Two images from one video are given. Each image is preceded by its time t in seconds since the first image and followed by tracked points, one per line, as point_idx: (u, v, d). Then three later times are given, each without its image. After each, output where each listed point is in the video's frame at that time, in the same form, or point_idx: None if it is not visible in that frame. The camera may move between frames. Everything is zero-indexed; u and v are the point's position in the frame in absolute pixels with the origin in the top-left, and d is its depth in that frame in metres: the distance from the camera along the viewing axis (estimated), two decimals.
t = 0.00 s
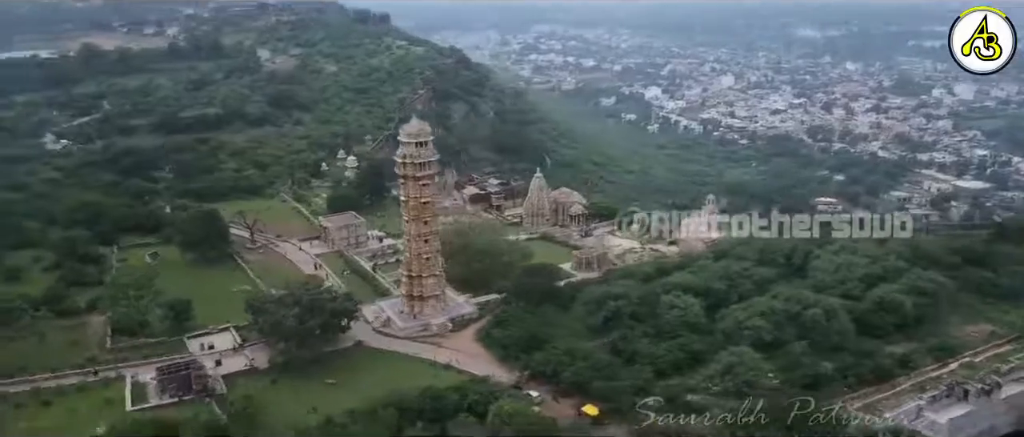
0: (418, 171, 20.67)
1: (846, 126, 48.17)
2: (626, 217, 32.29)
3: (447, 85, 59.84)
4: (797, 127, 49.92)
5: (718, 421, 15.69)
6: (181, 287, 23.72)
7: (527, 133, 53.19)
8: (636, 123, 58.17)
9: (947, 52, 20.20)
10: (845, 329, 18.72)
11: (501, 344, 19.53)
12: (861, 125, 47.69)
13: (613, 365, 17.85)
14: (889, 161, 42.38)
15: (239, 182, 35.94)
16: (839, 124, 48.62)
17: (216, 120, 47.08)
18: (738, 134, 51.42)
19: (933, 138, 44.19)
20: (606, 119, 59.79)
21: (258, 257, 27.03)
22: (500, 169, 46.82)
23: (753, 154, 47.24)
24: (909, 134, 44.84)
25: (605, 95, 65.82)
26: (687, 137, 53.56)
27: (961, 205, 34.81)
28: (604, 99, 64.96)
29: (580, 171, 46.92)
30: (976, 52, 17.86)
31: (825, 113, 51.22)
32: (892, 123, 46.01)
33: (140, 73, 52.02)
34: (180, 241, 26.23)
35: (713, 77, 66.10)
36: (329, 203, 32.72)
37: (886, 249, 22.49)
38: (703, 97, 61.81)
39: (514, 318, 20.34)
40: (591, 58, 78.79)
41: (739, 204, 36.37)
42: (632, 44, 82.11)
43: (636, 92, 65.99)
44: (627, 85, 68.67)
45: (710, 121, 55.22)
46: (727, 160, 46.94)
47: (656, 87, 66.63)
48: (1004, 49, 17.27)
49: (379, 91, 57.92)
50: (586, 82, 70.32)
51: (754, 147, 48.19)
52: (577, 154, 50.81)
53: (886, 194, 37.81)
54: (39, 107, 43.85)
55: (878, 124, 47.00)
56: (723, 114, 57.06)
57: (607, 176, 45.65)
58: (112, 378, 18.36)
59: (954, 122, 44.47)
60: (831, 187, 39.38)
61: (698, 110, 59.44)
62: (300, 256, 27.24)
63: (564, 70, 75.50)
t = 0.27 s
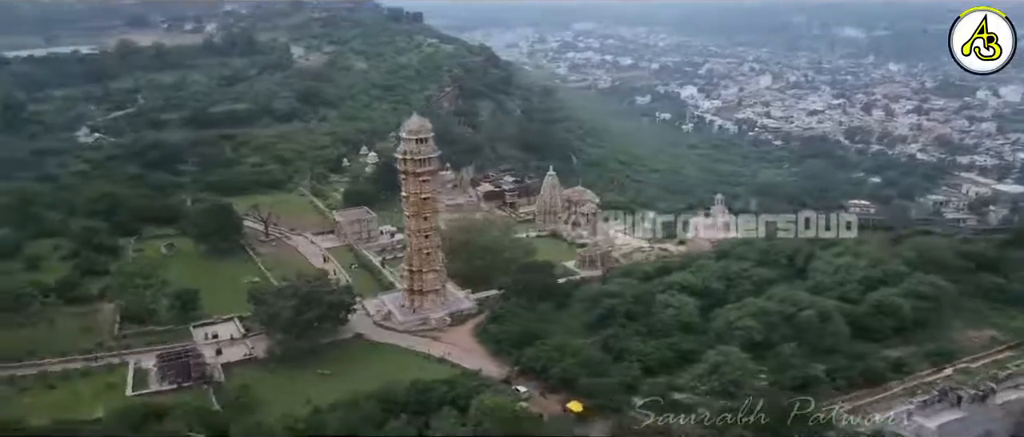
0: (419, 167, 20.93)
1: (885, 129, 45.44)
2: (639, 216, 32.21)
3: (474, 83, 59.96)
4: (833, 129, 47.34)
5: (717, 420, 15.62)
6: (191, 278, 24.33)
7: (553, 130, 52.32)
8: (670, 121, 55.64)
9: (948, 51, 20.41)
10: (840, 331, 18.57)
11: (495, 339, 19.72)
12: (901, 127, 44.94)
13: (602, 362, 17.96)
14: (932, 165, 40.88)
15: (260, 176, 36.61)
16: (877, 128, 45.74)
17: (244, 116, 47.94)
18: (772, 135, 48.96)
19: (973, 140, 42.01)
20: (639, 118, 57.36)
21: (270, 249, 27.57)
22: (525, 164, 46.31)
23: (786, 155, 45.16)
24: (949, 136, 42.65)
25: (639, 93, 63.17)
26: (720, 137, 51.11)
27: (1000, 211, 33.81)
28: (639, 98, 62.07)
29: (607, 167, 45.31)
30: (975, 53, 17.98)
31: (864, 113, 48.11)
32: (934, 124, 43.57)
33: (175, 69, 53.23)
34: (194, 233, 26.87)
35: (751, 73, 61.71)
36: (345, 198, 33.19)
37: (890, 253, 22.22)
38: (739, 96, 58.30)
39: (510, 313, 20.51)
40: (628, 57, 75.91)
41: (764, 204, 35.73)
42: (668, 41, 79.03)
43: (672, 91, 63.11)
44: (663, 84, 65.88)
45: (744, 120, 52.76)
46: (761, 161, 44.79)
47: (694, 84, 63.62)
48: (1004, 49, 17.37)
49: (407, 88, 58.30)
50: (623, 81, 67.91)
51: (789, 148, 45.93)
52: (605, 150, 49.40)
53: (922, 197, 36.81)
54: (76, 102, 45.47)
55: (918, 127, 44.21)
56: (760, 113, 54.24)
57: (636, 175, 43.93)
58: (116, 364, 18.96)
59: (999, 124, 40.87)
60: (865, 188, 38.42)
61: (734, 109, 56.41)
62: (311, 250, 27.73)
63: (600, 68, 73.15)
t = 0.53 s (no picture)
0: (421, 163, 21.22)
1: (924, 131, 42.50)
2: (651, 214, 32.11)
3: (501, 81, 60.01)
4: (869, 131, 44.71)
5: (718, 421, 15.60)
6: (203, 269, 24.93)
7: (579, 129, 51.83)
8: (705, 121, 53.90)
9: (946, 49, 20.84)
10: (835, 333, 18.44)
11: (491, 334, 19.92)
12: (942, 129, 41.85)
13: (592, 358, 18.06)
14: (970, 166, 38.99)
15: (282, 171, 37.28)
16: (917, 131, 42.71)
17: (273, 111, 48.76)
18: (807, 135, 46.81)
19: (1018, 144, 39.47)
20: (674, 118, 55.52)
21: (284, 242, 28.10)
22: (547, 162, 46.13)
23: (821, 156, 43.42)
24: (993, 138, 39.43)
25: (675, 93, 60.88)
26: (754, 137, 49.24)
27: None
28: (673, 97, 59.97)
29: (632, 168, 44.70)
30: (976, 52, 18.34)
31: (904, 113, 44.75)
32: (977, 126, 39.99)
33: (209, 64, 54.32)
34: (209, 225, 27.50)
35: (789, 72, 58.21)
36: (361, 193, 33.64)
37: (895, 256, 21.96)
38: (776, 95, 55.24)
39: (507, 309, 20.71)
40: (666, 57, 72.98)
41: (786, 206, 35.14)
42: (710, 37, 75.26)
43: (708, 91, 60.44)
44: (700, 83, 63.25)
45: (781, 120, 50.33)
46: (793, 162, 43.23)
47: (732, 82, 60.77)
48: (1004, 49, 17.71)
49: (434, 86, 58.64)
50: (660, 80, 65.82)
51: (824, 149, 44.06)
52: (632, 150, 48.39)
53: (958, 200, 35.48)
54: (113, 96, 47.69)
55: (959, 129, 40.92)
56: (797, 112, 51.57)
57: (661, 176, 42.98)
58: (122, 350, 19.55)
59: None
60: (899, 192, 37.35)
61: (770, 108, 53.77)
62: (323, 243, 28.19)
63: (637, 67, 71.21)
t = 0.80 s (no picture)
0: (426, 158, 21.50)
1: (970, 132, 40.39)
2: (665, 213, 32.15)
3: (528, 78, 60.00)
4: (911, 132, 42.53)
5: (717, 421, 15.13)
6: (216, 260, 25.56)
7: (607, 127, 51.49)
8: (741, 120, 51.75)
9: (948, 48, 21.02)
10: (832, 335, 18.34)
11: (488, 329, 20.19)
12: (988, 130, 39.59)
13: (585, 354, 18.19)
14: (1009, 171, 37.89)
15: (303, 166, 37.94)
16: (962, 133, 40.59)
17: (302, 106, 49.53)
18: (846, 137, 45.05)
19: None
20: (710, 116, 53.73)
21: (299, 235, 28.66)
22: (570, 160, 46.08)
23: (858, 157, 42.13)
24: None
25: (711, 91, 58.63)
26: (789, 137, 47.55)
27: None
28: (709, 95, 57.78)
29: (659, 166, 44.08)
30: (976, 52, 18.43)
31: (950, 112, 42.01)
32: None
33: (243, 60, 55.43)
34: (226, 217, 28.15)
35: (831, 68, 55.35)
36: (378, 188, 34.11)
37: (901, 258, 21.74)
38: (815, 95, 52.74)
39: (506, 304, 20.94)
40: (705, 54, 70.33)
41: (809, 207, 34.66)
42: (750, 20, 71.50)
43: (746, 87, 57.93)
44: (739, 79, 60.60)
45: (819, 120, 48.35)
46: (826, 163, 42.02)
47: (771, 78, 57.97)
48: (1004, 49, 17.75)
49: (461, 82, 58.96)
50: (699, 77, 63.88)
51: (862, 150, 42.71)
52: (661, 148, 47.77)
53: (1000, 205, 34.36)
54: (148, 90, 49.13)
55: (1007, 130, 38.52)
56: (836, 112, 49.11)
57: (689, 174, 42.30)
58: (131, 337, 20.18)
59: None
60: (935, 196, 36.34)
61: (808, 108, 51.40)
62: (337, 237, 28.67)
63: (676, 64, 69.46)
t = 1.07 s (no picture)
0: (432, 153, 21.83)
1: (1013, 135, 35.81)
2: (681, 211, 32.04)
3: (558, 74, 59.67)
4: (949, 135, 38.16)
5: (717, 422, 15.24)
6: (233, 251, 26.22)
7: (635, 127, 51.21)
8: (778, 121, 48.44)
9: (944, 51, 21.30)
10: (829, 336, 18.32)
11: (488, 323, 20.47)
12: None
13: (579, 349, 18.39)
14: None
15: (327, 161, 38.55)
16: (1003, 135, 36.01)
17: (332, 101, 50.16)
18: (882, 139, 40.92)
19: None
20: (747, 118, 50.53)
21: (316, 228, 29.17)
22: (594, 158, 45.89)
23: (898, 160, 38.98)
24: None
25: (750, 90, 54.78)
26: (828, 139, 43.93)
27: None
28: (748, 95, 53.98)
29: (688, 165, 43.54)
30: (976, 52, 18.72)
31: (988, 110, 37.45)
32: None
33: (277, 56, 56.39)
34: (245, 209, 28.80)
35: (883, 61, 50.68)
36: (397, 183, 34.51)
37: (909, 261, 21.40)
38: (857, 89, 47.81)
39: (508, 299, 21.22)
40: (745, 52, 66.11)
41: (834, 208, 33.95)
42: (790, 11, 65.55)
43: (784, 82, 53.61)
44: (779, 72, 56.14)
45: (856, 120, 42.77)
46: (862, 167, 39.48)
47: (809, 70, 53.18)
48: (1004, 49, 18.06)
49: (491, 79, 59.05)
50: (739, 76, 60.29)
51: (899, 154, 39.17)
52: (691, 148, 46.95)
53: None
54: (185, 84, 50.29)
55: None
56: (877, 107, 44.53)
57: (719, 174, 41.47)
58: (143, 323, 20.87)
59: None
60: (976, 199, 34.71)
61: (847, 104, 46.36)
62: (353, 230, 29.10)
63: (716, 63, 66.87)
